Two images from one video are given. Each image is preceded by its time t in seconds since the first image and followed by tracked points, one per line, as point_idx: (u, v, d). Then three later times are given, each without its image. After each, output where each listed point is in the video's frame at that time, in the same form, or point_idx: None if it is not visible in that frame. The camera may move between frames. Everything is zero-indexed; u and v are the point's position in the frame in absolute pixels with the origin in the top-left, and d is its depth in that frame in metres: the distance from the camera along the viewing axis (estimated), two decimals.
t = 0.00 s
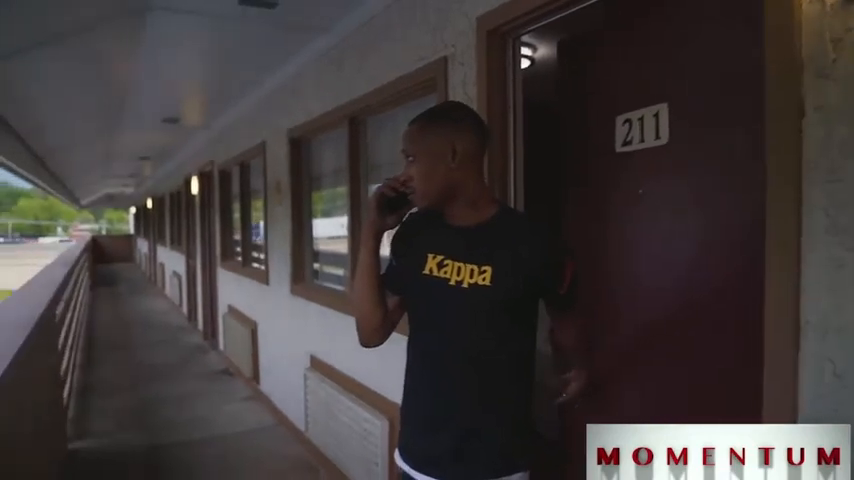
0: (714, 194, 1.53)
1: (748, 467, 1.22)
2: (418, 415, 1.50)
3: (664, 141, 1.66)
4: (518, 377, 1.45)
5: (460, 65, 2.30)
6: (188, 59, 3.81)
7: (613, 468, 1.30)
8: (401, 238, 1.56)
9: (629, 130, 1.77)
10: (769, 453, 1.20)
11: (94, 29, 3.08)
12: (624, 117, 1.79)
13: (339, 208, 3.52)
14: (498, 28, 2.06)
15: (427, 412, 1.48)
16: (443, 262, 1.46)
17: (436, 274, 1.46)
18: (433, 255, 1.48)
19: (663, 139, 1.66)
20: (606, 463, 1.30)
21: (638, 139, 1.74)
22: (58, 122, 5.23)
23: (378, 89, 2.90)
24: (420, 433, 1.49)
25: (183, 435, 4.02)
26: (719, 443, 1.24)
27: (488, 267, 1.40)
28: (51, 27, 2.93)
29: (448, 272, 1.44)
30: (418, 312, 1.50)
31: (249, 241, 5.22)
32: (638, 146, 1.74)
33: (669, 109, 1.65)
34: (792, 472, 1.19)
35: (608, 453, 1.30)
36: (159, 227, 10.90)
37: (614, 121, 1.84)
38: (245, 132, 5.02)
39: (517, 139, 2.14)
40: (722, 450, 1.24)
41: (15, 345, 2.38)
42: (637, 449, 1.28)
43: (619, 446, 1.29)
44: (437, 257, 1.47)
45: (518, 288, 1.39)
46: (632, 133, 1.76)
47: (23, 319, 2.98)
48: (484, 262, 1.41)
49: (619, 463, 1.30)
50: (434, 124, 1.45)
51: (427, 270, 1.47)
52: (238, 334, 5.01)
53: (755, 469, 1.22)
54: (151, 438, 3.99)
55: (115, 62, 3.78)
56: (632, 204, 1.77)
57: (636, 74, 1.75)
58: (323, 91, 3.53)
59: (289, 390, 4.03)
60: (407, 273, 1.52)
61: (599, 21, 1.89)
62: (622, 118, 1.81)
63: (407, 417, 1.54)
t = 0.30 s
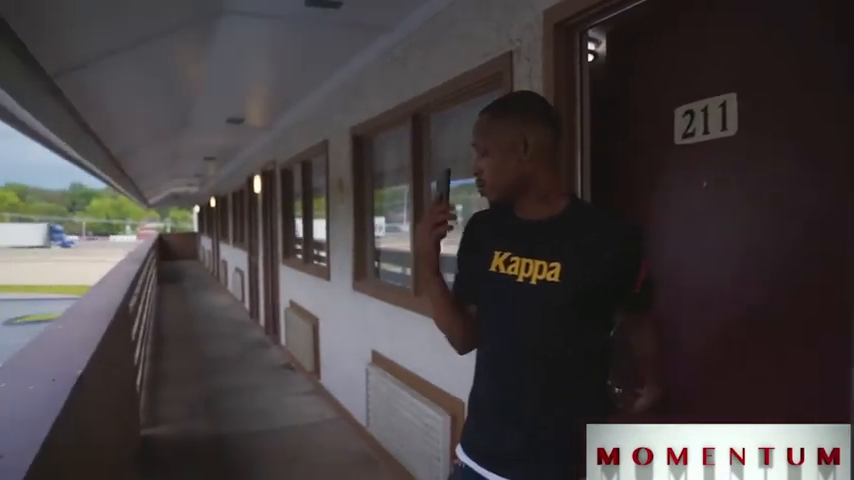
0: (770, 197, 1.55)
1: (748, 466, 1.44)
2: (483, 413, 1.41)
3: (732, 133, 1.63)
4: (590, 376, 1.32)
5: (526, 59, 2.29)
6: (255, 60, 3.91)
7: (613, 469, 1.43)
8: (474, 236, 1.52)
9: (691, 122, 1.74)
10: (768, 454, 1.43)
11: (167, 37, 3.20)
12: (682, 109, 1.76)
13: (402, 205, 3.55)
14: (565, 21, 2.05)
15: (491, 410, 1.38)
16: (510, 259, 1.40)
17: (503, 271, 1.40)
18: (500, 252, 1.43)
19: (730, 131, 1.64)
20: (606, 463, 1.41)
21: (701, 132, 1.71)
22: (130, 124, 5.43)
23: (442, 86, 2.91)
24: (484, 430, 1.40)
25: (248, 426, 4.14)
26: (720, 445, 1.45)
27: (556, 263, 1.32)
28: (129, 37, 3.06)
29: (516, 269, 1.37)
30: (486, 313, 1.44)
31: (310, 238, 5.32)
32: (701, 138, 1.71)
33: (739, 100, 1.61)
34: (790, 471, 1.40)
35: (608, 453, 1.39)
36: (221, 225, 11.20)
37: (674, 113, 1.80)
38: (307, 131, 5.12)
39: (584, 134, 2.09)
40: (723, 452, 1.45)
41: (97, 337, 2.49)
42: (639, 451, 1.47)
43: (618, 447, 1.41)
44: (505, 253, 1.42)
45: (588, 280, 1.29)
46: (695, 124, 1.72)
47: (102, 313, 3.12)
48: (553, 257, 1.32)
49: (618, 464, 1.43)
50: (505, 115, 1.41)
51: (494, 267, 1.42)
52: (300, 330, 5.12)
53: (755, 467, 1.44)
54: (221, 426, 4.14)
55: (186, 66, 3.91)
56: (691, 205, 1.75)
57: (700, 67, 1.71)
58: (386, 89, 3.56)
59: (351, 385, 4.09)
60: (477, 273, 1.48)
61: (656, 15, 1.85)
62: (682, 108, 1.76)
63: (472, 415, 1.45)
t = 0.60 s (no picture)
0: (846, 189, 1.48)
1: (748, 467, 1.15)
2: (550, 409, 1.39)
3: (806, 122, 1.57)
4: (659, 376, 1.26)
5: (593, 52, 2.25)
6: (318, 60, 3.98)
7: (612, 468, 1.21)
8: (545, 236, 1.51)
9: (761, 111, 1.68)
10: (768, 454, 1.14)
11: (235, 40, 3.29)
12: (750, 99, 1.71)
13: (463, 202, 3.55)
14: (633, 13, 2.01)
15: (558, 407, 1.37)
16: (577, 254, 1.38)
17: (570, 266, 1.39)
18: (566, 247, 1.42)
19: (804, 120, 1.57)
20: (605, 463, 1.21)
21: (772, 121, 1.65)
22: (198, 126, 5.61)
23: (505, 82, 2.90)
24: (552, 428, 1.38)
25: (309, 419, 4.22)
26: (720, 443, 1.16)
27: (623, 257, 1.28)
28: (200, 40, 3.15)
29: (582, 264, 1.36)
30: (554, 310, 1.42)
31: (370, 235, 5.38)
32: (772, 128, 1.65)
33: (815, 85, 1.54)
34: (792, 472, 1.13)
35: (607, 453, 1.21)
36: (282, 224, 11.45)
37: (742, 102, 1.74)
38: (367, 130, 5.18)
39: (654, 129, 2.04)
40: (722, 452, 1.16)
41: (173, 329, 2.59)
42: (635, 449, 1.20)
43: (616, 446, 1.20)
44: (571, 248, 1.41)
45: (656, 273, 1.24)
46: (765, 113, 1.67)
47: (176, 307, 3.24)
48: (620, 252, 1.29)
49: (617, 463, 1.21)
50: (564, 110, 1.36)
51: (561, 263, 1.41)
52: (360, 327, 5.19)
53: (754, 469, 1.15)
54: (284, 419, 4.23)
55: (252, 68, 4.01)
56: (769, 199, 1.68)
57: (776, 54, 1.65)
58: (447, 86, 3.57)
59: (411, 381, 4.12)
60: (548, 269, 1.47)
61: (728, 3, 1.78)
62: (750, 98, 1.71)
63: (541, 411, 1.43)
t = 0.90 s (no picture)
0: None
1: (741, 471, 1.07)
2: (597, 411, 1.37)
3: None
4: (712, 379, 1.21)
5: (649, 45, 2.19)
6: (366, 59, 3.99)
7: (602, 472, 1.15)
8: (592, 230, 1.47)
9: (827, 102, 1.59)
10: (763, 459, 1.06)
11: (284, 40, 3.32)
12: (817, 88, 1.62)
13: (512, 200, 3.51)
14: (690, 5, 1.96)
15: (604, 410, 1.35)
16: (624, 251, 1.34)
17: (616, 264, 1.35)
18: (614, 244, 1.38)
19: None
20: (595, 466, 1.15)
21: (840, 112, 1.56)
22: (247, 126, 5.71)
23: (555, 78, 2.86)
24: (598, 430, 1.36)
25: (355, 416, 4.24)
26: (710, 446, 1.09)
27: (669, 254, 1.24)
28: (249, 41, 3.20)
29: (629, 262, 1.32)
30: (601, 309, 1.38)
31: (417, 234, 5.38)
32: (840, 119, 1.56)
33: None
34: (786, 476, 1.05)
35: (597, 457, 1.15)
36: (328, 222, 11.57)
37: (807, 92, 1.66)
38: (414, 128, 5.18)
39: (712, 124, 1.97)
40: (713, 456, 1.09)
41: (226, 323, 2.63)
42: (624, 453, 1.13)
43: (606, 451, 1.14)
44: (618, 246, 1.36)
45: (702, 272, 1.19)
46: (833, 104, 1.58)
47: (228, 303, 3.30)
48: (666, 249, 1.25)
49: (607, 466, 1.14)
50: (610, 104, 1.33)
51: (608, 261, 1.37)
52: (407, 325, 5.19)
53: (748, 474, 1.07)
54: (330, 415, 4.26)
55: (301, 68, 4.06)
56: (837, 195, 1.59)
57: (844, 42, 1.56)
58: (495, 83, 3.54)
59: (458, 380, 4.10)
60: (595, 266, 1.43)
61: None
62: (817, 87, 1.62)
63: (588, 412, 1.41)
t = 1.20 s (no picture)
0: None
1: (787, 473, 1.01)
2: (641, 407, 1.37)
3: None
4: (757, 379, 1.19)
5: (706, 36, 2.13)
6: (412, 58, 4.01)
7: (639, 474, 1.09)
8: (638, 225, 1.46)
9: None
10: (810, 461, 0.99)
11: (331, 40, 3.36)
12: None
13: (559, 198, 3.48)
14: None
15: (649, 406, 1.35)
16: (668, 246, 1.34)
17: (660, 259, 1.35)
18: (658, 240, 1.38)
19: None
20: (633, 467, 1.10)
21: None
22: (294, 126, 5.79)
23: (605, 72, 2.80)
24: (643, 426, 1.36)
25: (400, 413, 4.25)
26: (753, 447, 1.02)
27: (713, 247, 1.23)
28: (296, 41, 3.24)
29: (673, 257, 1.31)
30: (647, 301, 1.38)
31: (461, 233, 5.37)
32: None
33: None
34: None
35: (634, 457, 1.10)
36: (372, 222, 11.64)
37: None
38: (460, 126, 5.17)
39: (774, 120, 1.91)
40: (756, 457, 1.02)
41: (277, 318, 2.67)
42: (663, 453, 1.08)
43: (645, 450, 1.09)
44: (662, 241, 1.36)
45: (748, 265, 1.18)
46: None
47: (277, 299, 3.35)
48: (710, 243, 1.24)
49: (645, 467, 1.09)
50: (659, 91, 1.35)
51: (652, 257, 1.37)
52: (452, 324, 5.19)
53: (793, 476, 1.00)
54: (374, 412, 4.28)
55: (348, 68, 4.10)
56: None
57: None
58: (543, 79, 3.50)
59: (503, 379, 4.07)
60: (640, 260, 1.43)
61: None
62: None
63: (634, 408, 1.41)
